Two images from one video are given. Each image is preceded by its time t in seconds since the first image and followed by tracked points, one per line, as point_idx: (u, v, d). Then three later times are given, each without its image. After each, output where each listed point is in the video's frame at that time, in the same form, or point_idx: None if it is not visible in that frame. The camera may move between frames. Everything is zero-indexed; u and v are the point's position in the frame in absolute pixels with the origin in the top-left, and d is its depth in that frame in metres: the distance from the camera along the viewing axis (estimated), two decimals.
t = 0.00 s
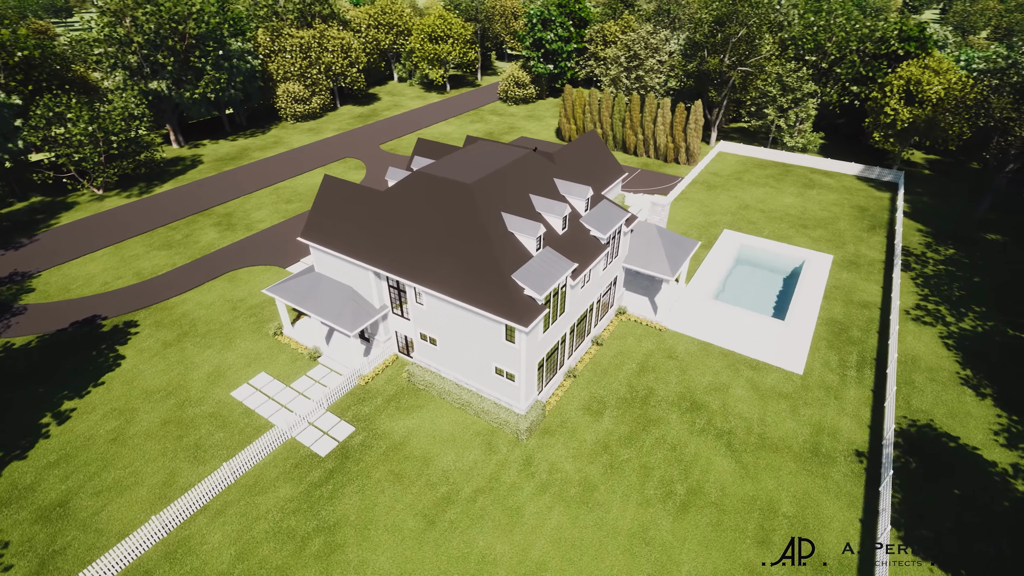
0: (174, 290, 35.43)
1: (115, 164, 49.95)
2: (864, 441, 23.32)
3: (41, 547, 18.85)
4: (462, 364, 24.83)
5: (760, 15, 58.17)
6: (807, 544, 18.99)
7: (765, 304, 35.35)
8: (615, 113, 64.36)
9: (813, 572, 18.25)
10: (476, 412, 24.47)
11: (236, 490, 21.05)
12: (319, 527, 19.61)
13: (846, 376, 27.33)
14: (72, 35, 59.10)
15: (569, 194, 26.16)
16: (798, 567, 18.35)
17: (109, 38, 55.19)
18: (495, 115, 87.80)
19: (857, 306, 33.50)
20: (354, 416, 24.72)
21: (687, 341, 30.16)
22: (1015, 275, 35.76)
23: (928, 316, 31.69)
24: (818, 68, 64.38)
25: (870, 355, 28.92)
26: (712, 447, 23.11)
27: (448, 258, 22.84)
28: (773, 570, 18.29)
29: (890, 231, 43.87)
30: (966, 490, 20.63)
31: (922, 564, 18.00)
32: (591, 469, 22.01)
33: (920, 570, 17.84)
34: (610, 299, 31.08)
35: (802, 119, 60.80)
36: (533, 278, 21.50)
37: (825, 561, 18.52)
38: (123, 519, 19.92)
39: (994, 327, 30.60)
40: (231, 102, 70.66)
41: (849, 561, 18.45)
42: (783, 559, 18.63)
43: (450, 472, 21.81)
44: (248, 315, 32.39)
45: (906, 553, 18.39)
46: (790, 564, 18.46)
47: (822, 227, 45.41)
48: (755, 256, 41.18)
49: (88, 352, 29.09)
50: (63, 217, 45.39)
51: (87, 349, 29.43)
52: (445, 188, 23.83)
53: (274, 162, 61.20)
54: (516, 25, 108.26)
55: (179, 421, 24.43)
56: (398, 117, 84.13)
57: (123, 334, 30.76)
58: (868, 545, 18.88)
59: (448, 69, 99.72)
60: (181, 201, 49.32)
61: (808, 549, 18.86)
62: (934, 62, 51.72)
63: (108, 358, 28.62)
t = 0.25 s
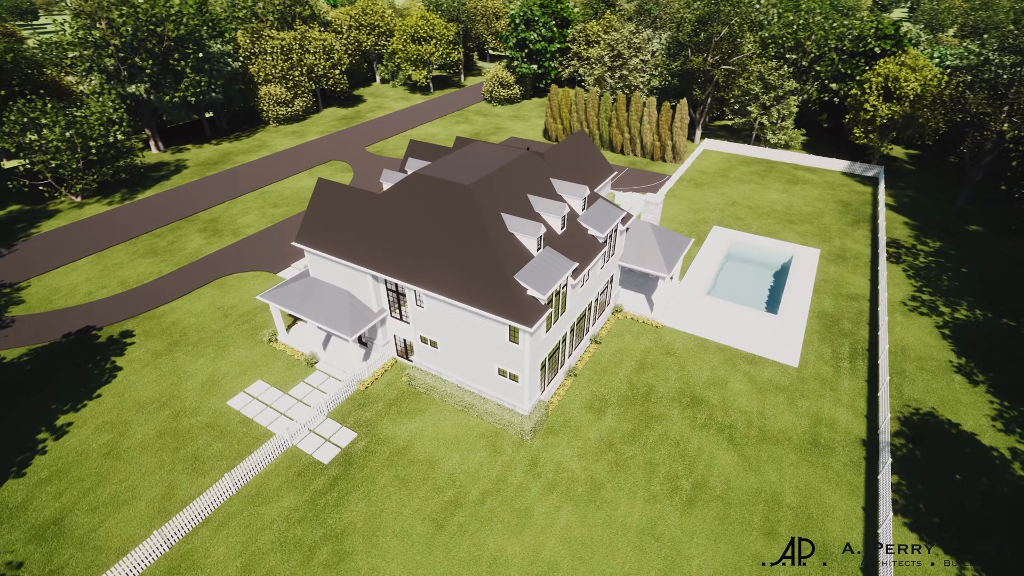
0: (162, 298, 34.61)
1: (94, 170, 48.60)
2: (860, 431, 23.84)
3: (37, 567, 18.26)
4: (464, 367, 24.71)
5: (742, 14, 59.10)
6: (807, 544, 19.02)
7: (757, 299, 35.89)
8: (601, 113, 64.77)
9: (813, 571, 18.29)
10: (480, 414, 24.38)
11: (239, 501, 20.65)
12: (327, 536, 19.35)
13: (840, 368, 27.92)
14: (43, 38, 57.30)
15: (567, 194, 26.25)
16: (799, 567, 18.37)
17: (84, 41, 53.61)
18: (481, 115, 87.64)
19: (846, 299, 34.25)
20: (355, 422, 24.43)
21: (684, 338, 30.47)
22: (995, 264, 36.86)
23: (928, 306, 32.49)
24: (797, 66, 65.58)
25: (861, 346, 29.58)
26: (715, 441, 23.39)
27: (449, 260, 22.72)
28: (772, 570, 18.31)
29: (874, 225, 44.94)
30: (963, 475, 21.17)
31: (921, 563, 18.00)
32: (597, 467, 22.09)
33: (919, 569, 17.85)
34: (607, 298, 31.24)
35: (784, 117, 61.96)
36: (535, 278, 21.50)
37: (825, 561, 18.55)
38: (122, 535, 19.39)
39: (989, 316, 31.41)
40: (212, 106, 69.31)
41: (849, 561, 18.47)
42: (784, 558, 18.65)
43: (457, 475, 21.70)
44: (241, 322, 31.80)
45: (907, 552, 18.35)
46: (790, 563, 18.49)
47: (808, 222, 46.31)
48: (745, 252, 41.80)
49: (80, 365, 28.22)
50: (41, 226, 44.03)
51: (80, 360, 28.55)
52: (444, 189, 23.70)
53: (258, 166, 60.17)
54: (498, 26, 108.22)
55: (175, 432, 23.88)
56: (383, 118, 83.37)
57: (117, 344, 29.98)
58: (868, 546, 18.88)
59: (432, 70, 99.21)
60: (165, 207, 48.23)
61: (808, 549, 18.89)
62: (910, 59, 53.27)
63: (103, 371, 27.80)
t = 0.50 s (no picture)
0: (154, 305, 33.99)
1: (79, 175, 47.58)
2: (861, 424, 24.19)
3: None
4: (468, 369, 24.62)
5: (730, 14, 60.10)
6: (807, 544, 19.04)
7: (753, 295, 36.25)
8: (592, 112, 64.98)
9: (813, 571, 18.32)
10: (484, 416, 24.31)
11: (244, 510, 20.33)
12: (335, 543, 19.15)
13: (838, 362, 28.33)
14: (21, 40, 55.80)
15: (566, 194, 26.29)
16: (799, 567, 18.41)
17: (65, 43, 52.29)
18: (470, 115, 87.43)
19: (840, 294, 34.75)
20: (359, 427, 24.19)
21: (683, 335, 30.68)
22: (982, 258, 37.66)
23: (923, 300, 33.12)
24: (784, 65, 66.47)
25: (857, 340, 30.05)
26: (719, 438, 23.59)
27: (451, 261, 22.63)
28: (772, 570, 18.33)
29: (863, 221, 45.69)
30: (962, 465, 21.57)
31: (922, 564, 18.02)
32: (603, 466, 22.13)
33: (920, 570, 17.87)
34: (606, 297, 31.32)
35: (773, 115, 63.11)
36: (540, 279, 21.50)
37: (825, 561, 18.57)
38: (124, 548, 18.98)
39: (982, 308, 32.09)
40: (197, 108, 68.22)
41: (849, 560, 18.50)
42: (783, 559, 18.65)
43: (464, 478, 21.60)
44: (238, 328, 31.37)
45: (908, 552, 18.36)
46: (790, 563, 18.51)
47: (799, 218, 46.91)
48: (739, 248, 42.13)
49: (78, 376, 27.50)
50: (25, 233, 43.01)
51: (77, 371, 27.83)
52: (445, 191, 23.59)
53: (247, 169, 59.32)
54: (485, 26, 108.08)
55: (174, 441, 23.45)
56: (372, 119, 82.71)
57: (115, 353, 29.34)
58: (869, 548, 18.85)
59: (420, 70, 98.69)
60: (153, 212, 47.36)
61: (808, 549, 18.92)
62: (895, 57, 54.37)
63: (101, 382, 27.08)
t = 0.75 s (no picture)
0: (145, 313, 33.24)
1: (62, 181, 46.43)
2: (861, 417, 24.58)
3: None
4: (473, 372, 24.50)
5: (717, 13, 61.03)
6: (807, 544, 19.05)
7: (749, 292, 36.63)
8: (583, 112, 65.21)
9: (814, 571, 18.33)
10: (490, 419, 24.19)
11: (249, 521, 19.96)
12: (345, 552, 18.89)
13: (835, 357, 28.77)
14: None
15: (567, 194, 26.30)
16: (799, 567, 18.41)
17: (44, 46, 50.73)
18: (459, 116, 87.12)
19: (833, 289, 35.31)
20: (363, 433, 23.91)
21: (683, 333, 30.88)
22: (969, 251, 38.52)
23: (915, 294, 33.79)
24: (769, 63, 67.30)
25: (852, 335, 30.54)
26: (723, 434, 23.80)
27: (455, 265, 22.48)
28: (772, 569, 18.35)
29: (851, 217, 46.48)
30: (963, 455, 22.00)
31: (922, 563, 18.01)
32: (611, 466, 22.18)
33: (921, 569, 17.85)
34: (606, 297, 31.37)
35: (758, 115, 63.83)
36: (545, 280, 21.48)
37: (825, 561, 18.58)
38: (126, 564, 18.52)
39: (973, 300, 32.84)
40: (181, 112, 66.97)
41: (849, 560, 18.51)
42: (783, 558, 18.67)
43: (472, 481, 21.47)
44: (234, 335, 30.83)
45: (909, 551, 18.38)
46: (790, 564, 18.52)
47: (790, 215, 47.56)
48: (733, 246, 42.54)
49: (73, 390, 26.64)
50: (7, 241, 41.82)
51: (72, 385, 26.99)
52: (447, 194, 23.41)
53: (234, 173, 58.36)
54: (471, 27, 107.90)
55: (173, 453, 22.95)
56: (359, 121, 81.89)
57: (112, 364, 28.55)
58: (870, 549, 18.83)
59: (406, 71, 98.06)
60: (140, 218, 46.36)
61: (808, 548, 18.94)
62: (878, 55, 55.32)
63: (97, 397, 26.22)
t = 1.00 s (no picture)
0: (138, 321, 32.60)
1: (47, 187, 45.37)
2: (861, 412, 24.90)
3: None
4: (477, 375, 24.41)
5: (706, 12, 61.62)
6: (807, 545, 19.08)
7: (745, 289, 36.96)
8: (574, 112, 65.32)
9: (813, 571, 18.34)
10: (495, 422, 24.12)
11: (256, 531, 19.66)
12: (354, 560, 18.67)
13: (833, 352, 29.12)
14: None
15: (568, 195, 26.33)
16: (798, 567, 18.42)
17: (24, 49, 49.05)
18: (449, 117, 86.78)
19: (828, 286, 35.76)
20: (368, 439, 23.68)
21: (683, 331, 31.04)
22: (959, 245, 39.25)
23: (911, 289, 34.29)
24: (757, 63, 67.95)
25: (849, 330, 30.95)
26: (727, 432, 23.96)
27: (459, 268, 22.36)
28: (772, 569, 18.36)
29: (842, 214, 47.13)
30: (965, 447, 22.36)
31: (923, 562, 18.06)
32: (618, 466, 22.21)
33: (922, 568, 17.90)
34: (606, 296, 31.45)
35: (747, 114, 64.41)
36: (550, 282, 21.47)
37: (825, 561, 18.60)
38: None
39: (966, 294, 33.43)
40: (167, 115, 65.85)
41: (848, 560, 18.54)
42: (784, 558, 18.69)
43: (480, 485, 21.36)
44: (231, 342, 30.37)
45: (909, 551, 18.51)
46: (789, 563, 18.52)
47: (782, 213, 48.08)
48: (727, 243, 42.89)
49: (70, 401, 26.11)
50: None
51: (68, 396, 26.41)
52: (449, 196, 23.26)
53: (224, 176, 57.51)
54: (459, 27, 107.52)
55: (174, 464, 22.53)
56: (349, 123, 81.13)
57: (109, 374, 28.00)
58: (870, 549, 18.86)
59: (395, 72, 97.38)
60: (128, 224, 45.49)
61: (808, 548, 18.96)
62: (863, 54, 56.06)
63: (95, 407, 25.68)
